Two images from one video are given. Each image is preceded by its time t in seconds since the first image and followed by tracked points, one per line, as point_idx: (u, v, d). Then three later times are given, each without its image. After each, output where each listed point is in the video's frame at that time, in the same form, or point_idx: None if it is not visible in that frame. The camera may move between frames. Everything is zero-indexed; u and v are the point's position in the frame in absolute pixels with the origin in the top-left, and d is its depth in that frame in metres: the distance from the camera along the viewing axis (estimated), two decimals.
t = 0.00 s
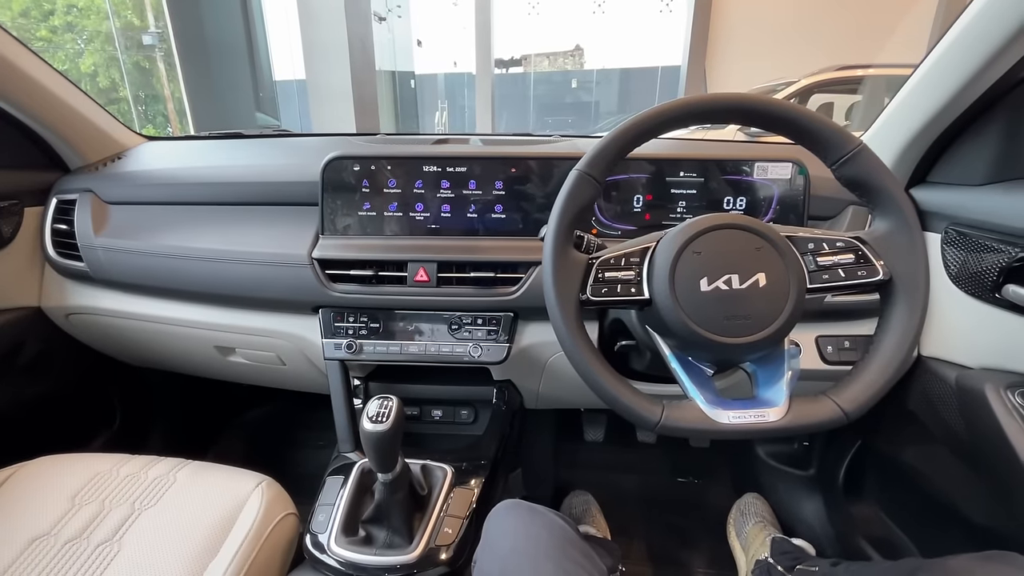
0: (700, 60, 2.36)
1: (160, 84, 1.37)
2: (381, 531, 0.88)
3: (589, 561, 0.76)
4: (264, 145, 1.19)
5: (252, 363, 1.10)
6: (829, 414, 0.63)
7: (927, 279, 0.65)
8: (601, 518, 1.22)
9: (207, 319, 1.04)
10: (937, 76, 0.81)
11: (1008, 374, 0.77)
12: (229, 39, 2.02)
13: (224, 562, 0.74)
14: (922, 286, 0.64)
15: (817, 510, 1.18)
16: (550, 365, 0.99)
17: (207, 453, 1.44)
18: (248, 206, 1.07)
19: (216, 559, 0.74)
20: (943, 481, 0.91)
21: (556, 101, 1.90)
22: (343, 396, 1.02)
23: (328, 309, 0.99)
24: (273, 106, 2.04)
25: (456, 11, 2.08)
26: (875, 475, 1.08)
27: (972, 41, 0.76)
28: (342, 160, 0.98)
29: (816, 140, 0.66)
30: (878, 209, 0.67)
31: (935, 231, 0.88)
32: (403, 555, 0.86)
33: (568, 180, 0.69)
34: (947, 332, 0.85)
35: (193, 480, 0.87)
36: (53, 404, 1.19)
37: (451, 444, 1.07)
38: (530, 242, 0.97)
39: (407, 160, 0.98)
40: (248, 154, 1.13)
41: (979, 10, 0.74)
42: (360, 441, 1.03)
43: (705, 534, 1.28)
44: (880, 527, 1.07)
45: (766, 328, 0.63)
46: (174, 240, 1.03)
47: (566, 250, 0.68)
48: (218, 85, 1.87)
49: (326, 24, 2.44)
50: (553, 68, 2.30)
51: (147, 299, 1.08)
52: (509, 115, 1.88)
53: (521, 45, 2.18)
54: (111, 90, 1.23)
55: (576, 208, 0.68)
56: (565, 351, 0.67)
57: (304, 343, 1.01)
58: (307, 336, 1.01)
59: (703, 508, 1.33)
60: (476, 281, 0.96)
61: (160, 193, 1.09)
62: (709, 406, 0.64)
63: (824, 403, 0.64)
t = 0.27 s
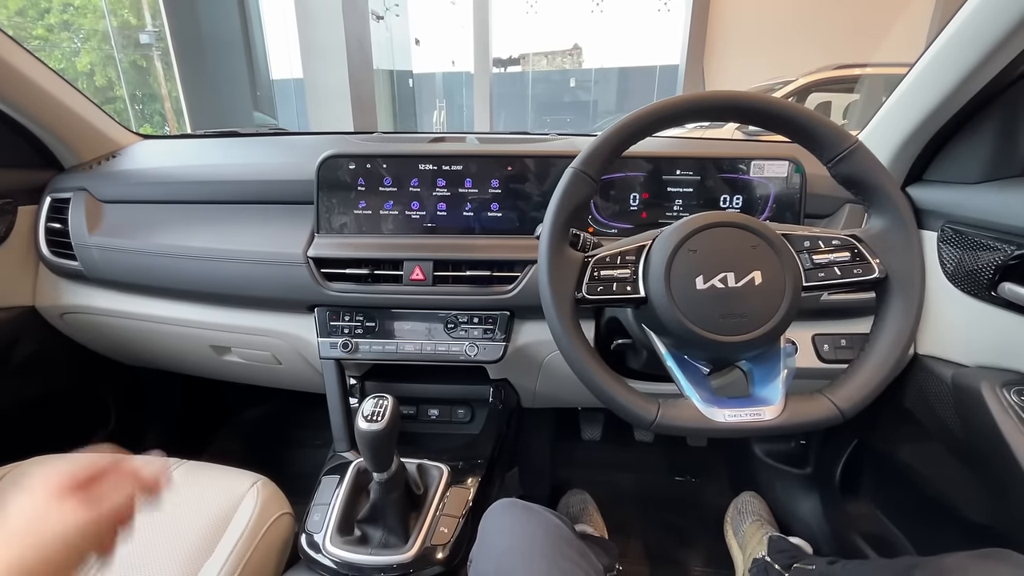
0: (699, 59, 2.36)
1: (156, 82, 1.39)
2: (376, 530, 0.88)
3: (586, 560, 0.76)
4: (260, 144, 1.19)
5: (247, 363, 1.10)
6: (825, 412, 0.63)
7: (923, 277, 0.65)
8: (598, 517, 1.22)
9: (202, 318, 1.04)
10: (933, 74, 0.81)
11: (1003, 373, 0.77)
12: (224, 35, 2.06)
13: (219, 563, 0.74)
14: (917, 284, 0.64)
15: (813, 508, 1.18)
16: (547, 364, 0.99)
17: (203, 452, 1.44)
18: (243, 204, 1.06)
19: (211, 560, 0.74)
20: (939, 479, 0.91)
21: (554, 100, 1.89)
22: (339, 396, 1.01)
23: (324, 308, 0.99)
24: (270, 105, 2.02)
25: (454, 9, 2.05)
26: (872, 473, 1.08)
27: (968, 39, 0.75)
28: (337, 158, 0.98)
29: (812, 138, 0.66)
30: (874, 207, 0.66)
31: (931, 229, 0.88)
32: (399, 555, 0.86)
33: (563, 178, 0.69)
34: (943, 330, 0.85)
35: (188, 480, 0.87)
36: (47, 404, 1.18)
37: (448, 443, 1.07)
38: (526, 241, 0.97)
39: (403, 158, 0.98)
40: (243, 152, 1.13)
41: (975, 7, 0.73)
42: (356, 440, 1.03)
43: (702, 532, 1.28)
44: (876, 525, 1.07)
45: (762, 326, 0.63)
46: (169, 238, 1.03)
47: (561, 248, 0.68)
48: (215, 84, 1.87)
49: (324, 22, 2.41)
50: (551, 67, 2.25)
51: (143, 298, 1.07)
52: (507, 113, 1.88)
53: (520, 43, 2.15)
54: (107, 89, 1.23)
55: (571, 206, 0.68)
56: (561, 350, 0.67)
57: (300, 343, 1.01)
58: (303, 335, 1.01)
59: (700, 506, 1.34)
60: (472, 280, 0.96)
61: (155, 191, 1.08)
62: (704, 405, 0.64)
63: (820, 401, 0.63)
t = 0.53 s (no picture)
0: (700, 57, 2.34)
1: (154, 81, 1.39)
2: (378, 534, 0.85)
3: (595, 565, 0.73)
4: (258, 139, 1.16)
5: (245, 362, 1.07)
6: (844, 412, 0.61)
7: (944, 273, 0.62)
8: (604, 519, 1.20)
9: (199, 317, 1.02)
10: (950, 65, 0.79)
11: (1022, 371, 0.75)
12: (222, 35, 2.07)
13: (216, 568, 0.72)
14: (939, 279, 0.62)
15: (822, 510, 1.16)
16: (553, 364, 0.97)
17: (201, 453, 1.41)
18: (241, 200, 1.04)
19: (208, 565, 0.72)
20: (954, 480, 0.88)
21: (555, 99, 1.87)
22: (339, 396, 0.99)
23: (324, 306, 0.97)
24: (269, 102, 2.08)
25: (453, 8, 2.01)
26: (883, 474, 1.06)
27: (987, 28, 0.73)
28: (338, 153, 0.96)
29: (829, 130, 0.64)
30: (892, 201, 0.65)
31: (946, 224, 0.86)
32: (402, 560, 0.84)
33: (572, 171, 0.66)
34: (959, 327, 0.83)
35: (185, 482, 0.85)
36: (41, 405, 1.16)
37: (450, 444, 1.05)
38: (531, 237, 0.95)
39: (404, 153, 0.96)
40: (241, 148, 1.10)
41: None
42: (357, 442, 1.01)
43: (709, 534, 1.25)
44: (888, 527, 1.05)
45: (779, 323, 0.61)
46: (165, 235, 1.01)
47: (570, 243, 0.66)
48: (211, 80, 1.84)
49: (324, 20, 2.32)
50: (550, 67, 2.20)
51: (138, 296, 1.05)
52: (507, 112, 1.85)
53: (518, 43, 2.07)
54: (105, 89, 1.21)
55: (580, 200, 0.66)
56: (570, 349, 0.64)
57: (300, 342, 0.99)
58: (303, 334, 0.98)
59: (706, 508, 1.31)
60: (476, 277, 0.94)
61: (151, 188, 1.06)
62: (720, 405, 0.61)
63: (839, 401, 0.61)
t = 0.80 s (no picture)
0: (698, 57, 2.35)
1: (152, 81, 1.39)
2: (380, 533, 0.86)
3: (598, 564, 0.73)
4: (258, 139, 1.16)
5: (246, 362, 1.07)
6: (844, 411, 0.61)
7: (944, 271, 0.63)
8: (604, 518, 1.20)
9: (200, 316, 1.02)
10: (949, 65, 0.79)
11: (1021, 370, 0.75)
12: (220, 35, 2.10)
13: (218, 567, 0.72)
14: (939, 278, 0.62)
15: (822, 509, 1.16)
16: (553, 363, 0.97)
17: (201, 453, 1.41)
18: (241, 200, 1.04)
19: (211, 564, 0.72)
20: (954, 479, 0.89)
21: (554, 98, 1.87)
22: (340, 395, 0.99)
23: (324, 305, 0.97)
24: (267, 101, 2.11)
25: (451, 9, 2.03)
26: (883, 473, 1.06)
27: (986, 28, 0.74)
28: (339, 152, 0.96)
29: (829, 129, 0.64)
30: (892, 200, 0.65)
31: (946, 223, 0.86)
32: (404, 559, 0.84)
33: (573, 170, 0.67)
34: (959, 326, 0.83)
35: (187, 482, 0.85)
36: (41, 405, 1.16)
37: (451, 444, 1.05)
38: (531, 236, 0.95)
39: (405, 152, 0.96)
40: (241, 147, 1.10)
41: None
42: (358, 441, 1.01)
43: (709, 533, 1.26)
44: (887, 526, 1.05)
45: (778, 323, 0.61)
46: (165, 234, 1.01)
47: (571, 243, 0.66)
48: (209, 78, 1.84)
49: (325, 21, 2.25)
50: (548, 67, 2.16)
51: (139, 296, 1.05)
52: (506, 111, 1.85)
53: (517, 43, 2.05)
54: (102, 88, 1.21)
55: (581, 199, 0.66)
56: (571, 347, 0.64)
57: (300, 341, 0.99)
58: (303, 334, 0.98)
59: (706, 507, 1.32)
60: (477, 277, 0.94)
61: (151, 187, 1.06)
62: (720, 404, 0.61)
63: (840, 400, 0.62)
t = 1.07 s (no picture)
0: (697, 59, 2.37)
1: (152, 82, 1.34)
2: (383, 549, 0.89)
3: None
4: (262, 156, 1.18)
5: (250, 376, 1.10)
6: (831, 435, 0.63)
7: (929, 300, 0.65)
8: (602, 529, 1.22)
9: (205, 333, 1.04)
10: (938, 91, 0.81)
11: (1008, 391, 0.77)
12: (220, 38, 2.11)
13: None
14: (924, 307, 0.64)
15: (817, 519, 1.18)
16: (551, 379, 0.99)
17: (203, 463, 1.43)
18: (246, 218, 1.06)
19: None
20: (943, 494, 0.91)
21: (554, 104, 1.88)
22: (343, 410, 1.02)
23: (328, 323, 0.99)
24: (268, 104, 2.10)
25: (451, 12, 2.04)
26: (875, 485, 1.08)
27: (974, 58, 0.75)
28: (342, 173, 0.98)
29: (818, 161, 0.66)
30: (879, 229, 0.67)
31: (934, 244, 0.89)
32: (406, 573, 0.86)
33: (570, 199, 0.69)
34: (948, 345, 0.85)
35: (193, 497, 0.87)
36: (49, 417, 1.18)
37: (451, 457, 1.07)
38: (530, 256, 0.97)
39: (406, 172, 0.98)
40: (245, 166, 1.12)
41: (981, 27, 0.73)
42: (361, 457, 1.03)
43: (705, 542, 1.28)
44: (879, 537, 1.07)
45: (768, 349, 0.63)
46: (172, 253, 1.03)
47: (569, 269, 0.68)
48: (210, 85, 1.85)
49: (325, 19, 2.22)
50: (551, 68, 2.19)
51: (146, 313, 1.07)
52: (506, 117, 1.87)
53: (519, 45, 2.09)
54: (102, 90, 1.20)
55: (579, 226, 0.68)
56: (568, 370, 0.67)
57: (303, 357, 1.01)
58: (306, 351, 1.00)
59: (702, 516, 1.34)
60: (477, 296, 0.96)
61: (158, 206, 1.08)
62: (713, 428, 0.64)
63: (827, 424, 0.64)
